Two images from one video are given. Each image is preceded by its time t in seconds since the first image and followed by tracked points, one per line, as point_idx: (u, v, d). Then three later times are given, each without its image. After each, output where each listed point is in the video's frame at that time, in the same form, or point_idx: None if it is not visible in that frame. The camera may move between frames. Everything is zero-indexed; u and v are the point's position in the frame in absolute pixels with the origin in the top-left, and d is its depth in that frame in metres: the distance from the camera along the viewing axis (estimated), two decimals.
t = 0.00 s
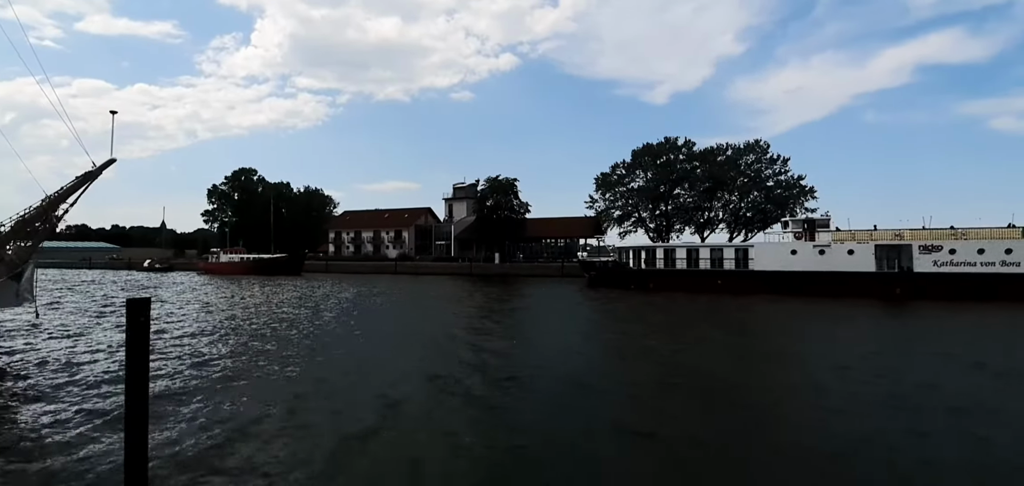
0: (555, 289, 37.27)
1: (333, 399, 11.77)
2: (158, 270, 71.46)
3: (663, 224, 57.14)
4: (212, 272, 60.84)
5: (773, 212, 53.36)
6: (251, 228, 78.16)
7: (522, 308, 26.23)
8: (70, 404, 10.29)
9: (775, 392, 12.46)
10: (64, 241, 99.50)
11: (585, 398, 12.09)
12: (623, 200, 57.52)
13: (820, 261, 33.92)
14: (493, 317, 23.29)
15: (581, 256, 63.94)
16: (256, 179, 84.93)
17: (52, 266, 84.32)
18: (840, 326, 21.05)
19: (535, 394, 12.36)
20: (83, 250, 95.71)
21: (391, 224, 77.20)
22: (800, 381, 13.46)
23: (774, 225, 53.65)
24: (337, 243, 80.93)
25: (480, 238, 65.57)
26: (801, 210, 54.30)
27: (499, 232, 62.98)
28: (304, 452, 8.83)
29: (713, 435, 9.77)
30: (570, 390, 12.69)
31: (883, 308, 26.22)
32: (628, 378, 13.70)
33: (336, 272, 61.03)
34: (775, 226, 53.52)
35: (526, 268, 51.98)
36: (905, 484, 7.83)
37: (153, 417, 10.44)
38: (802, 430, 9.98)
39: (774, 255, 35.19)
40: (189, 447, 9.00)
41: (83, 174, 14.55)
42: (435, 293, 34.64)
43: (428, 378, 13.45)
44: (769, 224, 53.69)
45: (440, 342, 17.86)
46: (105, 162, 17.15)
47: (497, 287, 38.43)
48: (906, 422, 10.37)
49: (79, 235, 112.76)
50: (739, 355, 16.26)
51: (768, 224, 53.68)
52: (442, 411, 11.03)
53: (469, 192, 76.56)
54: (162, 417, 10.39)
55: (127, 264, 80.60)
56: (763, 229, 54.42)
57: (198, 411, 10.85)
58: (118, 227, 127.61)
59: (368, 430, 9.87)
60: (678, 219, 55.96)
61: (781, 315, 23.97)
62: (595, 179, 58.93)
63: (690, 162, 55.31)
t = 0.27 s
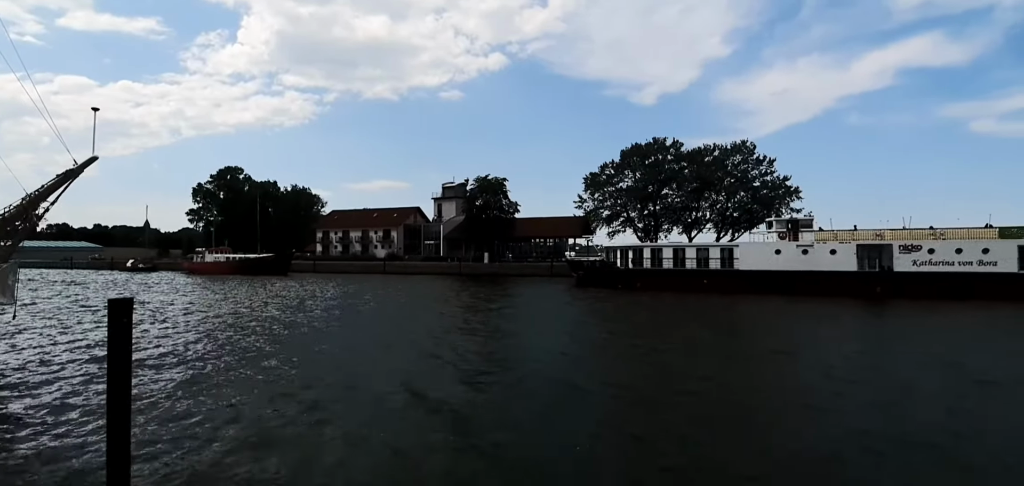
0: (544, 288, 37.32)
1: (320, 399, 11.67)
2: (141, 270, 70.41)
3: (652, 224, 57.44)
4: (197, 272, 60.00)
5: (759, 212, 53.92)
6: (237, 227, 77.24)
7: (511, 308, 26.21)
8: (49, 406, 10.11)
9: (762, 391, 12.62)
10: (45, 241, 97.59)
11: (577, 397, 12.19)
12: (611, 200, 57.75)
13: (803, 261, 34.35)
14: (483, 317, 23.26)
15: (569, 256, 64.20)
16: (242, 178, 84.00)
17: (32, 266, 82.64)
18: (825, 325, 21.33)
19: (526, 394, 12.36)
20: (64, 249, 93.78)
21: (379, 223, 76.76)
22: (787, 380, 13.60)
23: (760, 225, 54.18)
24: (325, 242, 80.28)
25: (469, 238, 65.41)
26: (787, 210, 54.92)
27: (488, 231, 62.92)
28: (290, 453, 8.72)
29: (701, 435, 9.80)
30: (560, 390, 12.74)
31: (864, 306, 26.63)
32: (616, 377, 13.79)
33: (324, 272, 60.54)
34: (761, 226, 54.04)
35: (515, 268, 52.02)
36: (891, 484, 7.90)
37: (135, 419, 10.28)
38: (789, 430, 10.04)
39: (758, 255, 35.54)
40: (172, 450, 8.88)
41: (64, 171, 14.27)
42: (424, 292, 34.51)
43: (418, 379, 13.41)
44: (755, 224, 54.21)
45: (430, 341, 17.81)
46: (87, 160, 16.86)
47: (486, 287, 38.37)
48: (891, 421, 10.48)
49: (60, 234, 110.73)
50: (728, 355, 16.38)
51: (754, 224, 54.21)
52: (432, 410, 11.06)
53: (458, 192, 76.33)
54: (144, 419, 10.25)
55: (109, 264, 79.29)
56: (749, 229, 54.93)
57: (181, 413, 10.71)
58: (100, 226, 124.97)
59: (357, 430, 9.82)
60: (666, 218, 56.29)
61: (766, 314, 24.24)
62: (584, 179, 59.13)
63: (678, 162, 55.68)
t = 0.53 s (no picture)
0: (533, 288, 37.31)
1: (308, 401, 11.53)
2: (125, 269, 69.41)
3: (641, 223, 57.71)
4: (182, 271, 59.24)
5: (746, 212, 54.47)
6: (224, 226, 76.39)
7: (500, 308, 26.18)
8: (27, 409, 9.89)
9: (748, 391, 12.74)
10: (26, 240, 95.72)
11: (565, 396, 12.23)
12: (601, 200, 57.96)
13: (788, 260, 34.73)
14: (472, 317, 23.20)
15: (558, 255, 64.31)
16: (229, 177, 83.09)
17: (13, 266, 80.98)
18: (811, 325, 21.55)
19: (514, 394, 12.35)
20: (47, 248, 92.07)
21: (368, 222, 76.34)
22: (773, 379, 13.74)
23: (747, 225, 54.66)
24: (314, 242, 79.69)
25: (459, 238, 65.27)
26: (773, 210, 55.49)
27: (477, 231, 62.82)
28: (277, 457, 8.60)
29: (691, 436, 9.81)
30: (548, 389, 12.76)
31: (847, 305, 26.95)
32: (604, 377, 13.84)
33: (312, 271, 60.11)
34: (748, 226, 54.53)
35: (505, 268, 52.03)
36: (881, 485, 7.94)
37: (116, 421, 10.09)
38: (779, 431, 10.07)
39: (744, 255, 35.86)
40: (154, 453, 8.71)
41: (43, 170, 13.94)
42: (414, 292, 34.41)
43: (406, 379, 13.37)
44: (742, 224, 54.69)
45: (418, 342, 17.74)
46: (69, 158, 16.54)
47: (476, 287, 38.32)
48: (878, 422, 10.55)
49: (42, 234, 108.70)
50: (715, 354, 16.50)
51: (742, 224, 54.68)
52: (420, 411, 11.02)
53: (448, 191, 76.15)
54: (126, 420, 10.11)
55: (92, 263, 78.07)
56: (736, 229, 55.39)
57: (164, 414, 10.59)
58: (83, 226, 122.59)
59: (343, 431, 9.77)
60: (654, 218, 56.59)
61: (753, 313, 24.47)
62: (574, 179, 59.31)
63: (667, 162, 56.01)
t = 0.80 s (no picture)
0: (523, 288, 37.34)
1: (297, 402, 11.44)
2: (109, 268, 68.45)
3: (630, 223, 57.96)
4: (167, 271, 58.53)
5: (734, 212, 54.98)
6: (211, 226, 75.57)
7: (489, 307, 26.17)
8: (8, 409, 9.78)
9: (734, 389, 12.86)
10: (9, 239, 93.87)
11: (553, 395, 12.28)
12: (591, 200, 58.15)
13: (772, 260, 35.10)
14: (461, 316, 23.17)
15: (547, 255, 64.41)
16: (216, 176, 82.20)
17: None
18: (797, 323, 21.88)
19: (503, 394, 12.36)
20: (30, 247, 90.40)
21: (358, 221, 75.94)
22: (758, 378, 13.88)
23: (735, 225, 55.13)
24: (302, 241, 79.11)
25: (449, 237, 65.15)
26: (761, 211, 56.02)
27: (468, 231, 62.70)
28: (266, 460, 8.50)
29: (679, 435, 9.89)
30: (536, 389, 12.79)
31: (831, 305, 27.35)
32: (592, 376, 13.89)
33: (301, 271, 59.71)
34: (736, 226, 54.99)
35: (495, 267, 52.06)
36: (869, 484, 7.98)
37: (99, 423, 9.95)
38: (768, 431, 10.11)
39: (730, 255, 36.19)
40: (135, 457, 8.57)
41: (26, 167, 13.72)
42: (403, 292, 34.31)
43: (393, 379, 13.33)
44: (731, 224, 55.15)
45: (407, 342, 17.69)
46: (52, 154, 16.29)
47: (466, 286, 38.30)
48: (864, 421, 10.65)
49: (25, 233, 106.74)
50: (702, 353, 16.64)
51: (730, 224, 55.13)
52: (406, 411, 11.00)
53: (439, 191, 75.96)
54: (110, 421, 10.03)
55: (75, 263, 76.87)
56: (725, 229, 55.83)
57: (148, 415, 10.51)
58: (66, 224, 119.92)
59: (330, 432, 9.73)
60: (644, 218, 56.87)
61: (741, 313, 24.69)
62: (564, 178, 59.47)
63: (657, 163, 56.30)
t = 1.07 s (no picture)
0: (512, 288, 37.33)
1: (286, 403, 11.34)
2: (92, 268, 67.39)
3: (620, 224, 58.17)
4: (152, 270, 57.73)
5: (722, 213, 55.48)
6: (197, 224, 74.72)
7: (478, 307, 26.12)
8: None
9: (722, 389, 12.96)
10: None
11: (543, 395, 12.28)
12: (581, 200, 58.29)
13: (757, 260, 35.45)
14: (451, 316, 23.10)
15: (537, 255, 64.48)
16: (203, 174, 81.27)
17: None
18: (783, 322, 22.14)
19: (493, 394, 12.35)
20: (11, 246, 88.61)
21: (347, 221, 75.48)
22: (746, 378, 13.99)
23: (724, 225, 55.58)
24: (290, 240, 78.46)
25: (439, 237, 64.97)
26: (748, 212, 56.53)
27: (458, 231, 62.52)
28: (253, 463, 8.40)
29: (668, 435, 9.93)
30: (526, 389, 12.78)
31: (816, 305, 27.68)
32: (581, 376, 13.91)
33: (289, 270, 59.24)
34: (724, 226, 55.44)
35: (484, 267, 52.03)
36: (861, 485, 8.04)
37: (81, 425, 9.79)
38: (761, 432, 10.15)
39: (717, 255, 36.46)
40: (121, 460, 8.43)
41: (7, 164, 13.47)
42: (393, 292, 34.15)
43: (382, 379, 13.25)
44: (719, 224, 55.58)
45: (396, 342, 17.60)
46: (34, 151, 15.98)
47: (455, 286, 38.22)
48: (850, 420, 10.77)
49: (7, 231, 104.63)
50: (690, 353, 16.73)
51: (718, 225, 55.57)
52: (395, 412, 10.94)
53: (428, 190, 75.73)
54: (93, 423, 9.89)
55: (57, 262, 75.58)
56: (713, 230, 56.26)
57: (133, 416, 10.38)
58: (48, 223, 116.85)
59: (318, 433, 9.65)
60: (633, 219, 57.11)
61: (728, 312, 24.88)
62: (554, 179, 59.57)
63: (646, 163, 56.55)
